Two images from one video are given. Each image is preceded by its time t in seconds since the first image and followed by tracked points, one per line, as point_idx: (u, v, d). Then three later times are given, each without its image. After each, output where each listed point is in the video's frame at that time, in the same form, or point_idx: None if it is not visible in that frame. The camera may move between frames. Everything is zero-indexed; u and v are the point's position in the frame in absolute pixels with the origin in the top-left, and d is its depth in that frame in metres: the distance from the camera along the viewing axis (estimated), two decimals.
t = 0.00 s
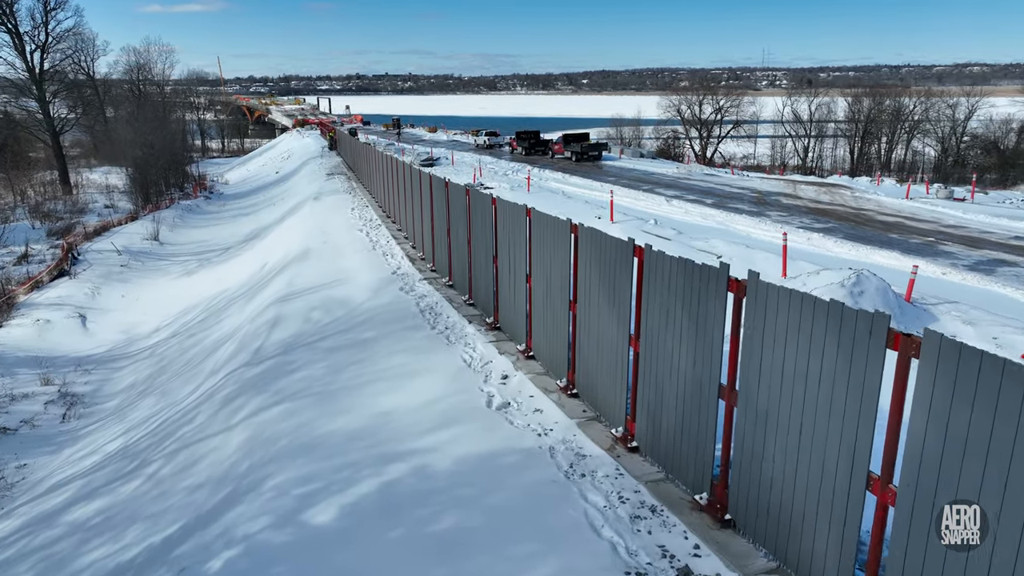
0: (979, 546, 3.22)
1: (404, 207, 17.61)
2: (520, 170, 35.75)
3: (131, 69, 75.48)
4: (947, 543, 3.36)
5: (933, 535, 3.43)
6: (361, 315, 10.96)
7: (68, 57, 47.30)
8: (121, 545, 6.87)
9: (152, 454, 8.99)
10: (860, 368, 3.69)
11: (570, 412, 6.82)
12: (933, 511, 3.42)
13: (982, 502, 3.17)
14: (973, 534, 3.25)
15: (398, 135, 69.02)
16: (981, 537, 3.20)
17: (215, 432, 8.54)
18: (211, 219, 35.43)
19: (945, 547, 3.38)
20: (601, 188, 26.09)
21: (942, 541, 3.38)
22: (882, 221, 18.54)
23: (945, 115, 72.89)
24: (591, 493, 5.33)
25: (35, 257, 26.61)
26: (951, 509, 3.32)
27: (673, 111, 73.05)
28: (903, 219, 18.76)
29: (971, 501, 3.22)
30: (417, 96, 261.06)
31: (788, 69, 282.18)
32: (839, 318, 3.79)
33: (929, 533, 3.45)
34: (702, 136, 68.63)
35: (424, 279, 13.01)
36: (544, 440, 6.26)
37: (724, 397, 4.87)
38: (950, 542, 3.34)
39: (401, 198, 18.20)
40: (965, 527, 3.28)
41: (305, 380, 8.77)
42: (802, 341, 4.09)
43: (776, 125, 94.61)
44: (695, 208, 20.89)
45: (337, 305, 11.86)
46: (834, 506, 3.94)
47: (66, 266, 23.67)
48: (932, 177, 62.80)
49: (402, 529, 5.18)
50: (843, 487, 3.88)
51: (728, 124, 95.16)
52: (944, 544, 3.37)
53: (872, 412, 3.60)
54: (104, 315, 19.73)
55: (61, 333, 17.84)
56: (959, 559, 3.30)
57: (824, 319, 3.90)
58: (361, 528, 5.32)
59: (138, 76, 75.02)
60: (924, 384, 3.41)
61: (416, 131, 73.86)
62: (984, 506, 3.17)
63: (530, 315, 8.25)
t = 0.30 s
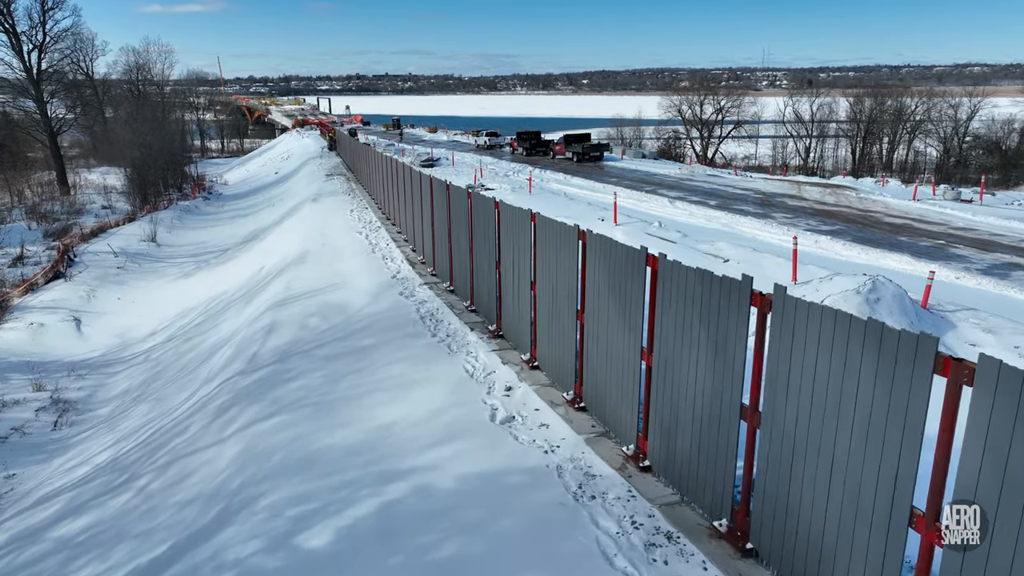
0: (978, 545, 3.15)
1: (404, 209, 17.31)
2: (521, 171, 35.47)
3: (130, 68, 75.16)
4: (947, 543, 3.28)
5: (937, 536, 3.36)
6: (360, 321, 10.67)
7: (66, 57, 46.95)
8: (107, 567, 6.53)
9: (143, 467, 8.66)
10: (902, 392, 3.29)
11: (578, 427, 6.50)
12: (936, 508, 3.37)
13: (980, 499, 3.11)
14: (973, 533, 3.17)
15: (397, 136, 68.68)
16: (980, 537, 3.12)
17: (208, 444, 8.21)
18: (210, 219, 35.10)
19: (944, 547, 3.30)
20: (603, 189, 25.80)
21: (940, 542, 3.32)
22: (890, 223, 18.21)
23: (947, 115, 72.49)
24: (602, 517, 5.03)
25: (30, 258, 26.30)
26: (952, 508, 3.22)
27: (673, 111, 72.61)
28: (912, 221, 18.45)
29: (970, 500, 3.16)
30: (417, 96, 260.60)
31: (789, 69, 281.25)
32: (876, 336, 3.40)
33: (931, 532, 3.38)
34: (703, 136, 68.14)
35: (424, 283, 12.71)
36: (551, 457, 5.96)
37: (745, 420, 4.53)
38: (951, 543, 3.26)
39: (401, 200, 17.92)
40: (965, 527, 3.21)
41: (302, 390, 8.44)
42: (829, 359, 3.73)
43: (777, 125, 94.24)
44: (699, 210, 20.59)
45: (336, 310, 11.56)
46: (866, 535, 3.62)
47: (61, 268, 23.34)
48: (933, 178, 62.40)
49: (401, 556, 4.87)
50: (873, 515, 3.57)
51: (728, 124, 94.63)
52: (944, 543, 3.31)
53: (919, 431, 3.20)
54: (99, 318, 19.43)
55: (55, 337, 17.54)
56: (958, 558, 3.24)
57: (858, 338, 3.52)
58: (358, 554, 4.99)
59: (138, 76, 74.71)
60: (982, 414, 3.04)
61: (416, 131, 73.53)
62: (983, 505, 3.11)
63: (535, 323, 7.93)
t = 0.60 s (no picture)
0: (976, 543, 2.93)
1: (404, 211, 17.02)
2: (523, 172, 35.17)
3: (129, 68, 74.88)
4: (946, 542, 3.06)
5: (932, 533, 3.14)
6: (359, 328, 10.36)
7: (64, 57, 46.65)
8: None
9: (133, 481, 8.31)
10: (957, 425, 2.97)
11: (586, 444, 6.20)
12: (932, 508, 3.15)
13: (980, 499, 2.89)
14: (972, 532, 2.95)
15: (397, 136, 68.39)
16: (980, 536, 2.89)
17: (200, 458, 7.88)
18: (208, 221, 34.78)
19: (942, 545, 3.09)
20: (606, 190, 25.50)
21: (942, 541, 3.07)
22: (898, 226, 17.90)
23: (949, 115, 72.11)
24: (615, 546, 4.72)
25: (26, 260, 26.00)
26: (951, 508, 3.03)
27: (674, 112, 72.27)
28: (921, 224, 18.14)
29: (970, 500, 2.93)
30: (416, 96, 260.19)
31: (789, 69, 281.07)
32: (924, 361, 3.08)
33: (927, 529, 3.17)
34: (704, 136, 67.80)
35: (425, 289, 12.41)
36: (559, 478, 5.65)
37: (772, 446, 4.22)
38: (949, 542, 3.04)
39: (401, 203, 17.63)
40: (963, 526, 2.99)
41: (298, 402, 8.13)
42: (863, 380, 3.45)
43: (779, 125, 93.89)
44: (703, 212, 20.29)
45: (334, 317, 11.25)
46: (897, 567, 3.36)
47: (57, 271, 23.04)
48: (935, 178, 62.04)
49: None
50: (905, 545, 3.30)
51: (729, 124, 94.18)
52: (945, 545, 3.07)
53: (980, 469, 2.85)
54: (94, 322, 19.11)
55: (49, 342, 17.22)
56: (956, 560, 3.02)
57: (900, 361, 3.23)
58: None
59: (137, 76, 74.46)
60: None
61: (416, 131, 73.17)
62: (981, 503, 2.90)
63: (541, 334, 7.62)
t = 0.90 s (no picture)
0: (977, 545, 2.97)
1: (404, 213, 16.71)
2: (523, 173, 34.86)
3: (128, 69, 74.48)
4: (945, 542, 3.09)
5: (931, 534, 3.17)
6: (357, 336, 10.06)
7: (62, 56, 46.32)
8: None
9: (122, 497, 7.98)
10: (982, 443, 2.89)
11: (596, 464, 5.88)
12: (931, 509, 3.17)
13: (979, 498, 2.94)
14: (972, 533, 3.00)
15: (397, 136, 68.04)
16: (980, 537, 2.94)
17: (192, 472, 7.56)
18: (207, 222, 34.45)
19: (941, 546, 3.11)
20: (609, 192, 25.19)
21: (942, 542, 3.10)
22: (907, 229, 17.58)
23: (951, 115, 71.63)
24: None
25: (22, 263, 25.68)
26: (950, 508, 3.07)
27: (675, 112, 71.83)
28: (930, 227, 17.83)
29: (970, 500, 2.98)
30: (416, 96, 259.89)
31: (789, 69, 280.52)
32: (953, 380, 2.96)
33: (925, 530, 3.19)
34: (705, 137, 67.42)
35: (425, 294, 12.10)
36: (568, 501, 5.34)
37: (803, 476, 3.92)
38: (949, 541, 3.08)
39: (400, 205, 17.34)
40: (965, 527, 3.03)
41: (294, 415, 7.81)
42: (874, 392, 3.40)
43: (780, 126, 93.40)
44: (708, 214, 19.97)
45: (332, 323, 10.95)
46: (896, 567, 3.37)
47: (52, 273, 22.71)
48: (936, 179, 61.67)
49: None
50: (915, 554, 3.26)
51: (730, 125, 93.69)
52: (944, 544, 3.10)
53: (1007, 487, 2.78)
54: (89, 326, 18.80)
55: (42, 347, 16.91)
56: (955, 559, 3.06)
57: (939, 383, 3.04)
58: None
59: (136, 76, 74.13)
60: None
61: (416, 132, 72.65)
62: (982, 505, 2.94)
63: (547, 346, 7.30)
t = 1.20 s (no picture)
0: (978, 546, 2.88)
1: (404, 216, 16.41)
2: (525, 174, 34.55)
3: (127, 69, 74.11)
4: (945, 542, 3.01)
5: (931, 534, 3.07)
6: (356, 344, 9.75)
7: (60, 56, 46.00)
8: None
9: (110, 515, 7.65)
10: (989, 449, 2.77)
11: (607, 486, 5.56)
12: (930, 508, 3.07)
13: (978, 497, 2.86)
14: (972, 533, 2.91)
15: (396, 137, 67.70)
16: (980, 536, 2.86)
17: (183, 490, 7.23)
18: (205, 224, 34.12)
19: (940, 546, 3.03)
20: (611, 194, 24.86)
21: (940, 540, 3.02)
22: (916, 231, 17.29)
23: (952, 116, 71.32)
24: None
25: (17, 265, 25.36)
26: (950, 508, 2.97)
27: (676, 112, 71.50)
28: (939, 229, 17.54)
29: (970, 500, 2.89)
30: (416, 96, 259.60)
31: (790, 69, 279.91)
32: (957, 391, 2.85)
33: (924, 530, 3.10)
34: (705, 137, 67.04)
35: (426, 301, 11.80)
36: (579, 528, 5.01)
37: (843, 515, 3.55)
38: (948, 542, 2.99)
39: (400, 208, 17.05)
40: (965, 526, 2.93)
41: (291, 429, 7.49)
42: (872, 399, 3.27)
43: (781, 126, 93.06)
44: (713, 216, 19.66)
45: (330, 331, 10.64)
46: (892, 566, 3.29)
47: (47, 276, 22.38)
48: (938, 180, 61.30)
49: None
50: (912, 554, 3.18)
51: (731, 125, 93.36)
52: (943, 544, 3.02)
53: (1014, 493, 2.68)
54: (84, 330, 18.47)
55: (35, 352, 16.59)
56: (953, 559, 2.97)
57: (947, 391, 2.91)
58: None
59: (135, 77, 73.78)
60: None
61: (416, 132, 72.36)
62: (982, 504, 2.85)
63: (554, 359, 6.97)
